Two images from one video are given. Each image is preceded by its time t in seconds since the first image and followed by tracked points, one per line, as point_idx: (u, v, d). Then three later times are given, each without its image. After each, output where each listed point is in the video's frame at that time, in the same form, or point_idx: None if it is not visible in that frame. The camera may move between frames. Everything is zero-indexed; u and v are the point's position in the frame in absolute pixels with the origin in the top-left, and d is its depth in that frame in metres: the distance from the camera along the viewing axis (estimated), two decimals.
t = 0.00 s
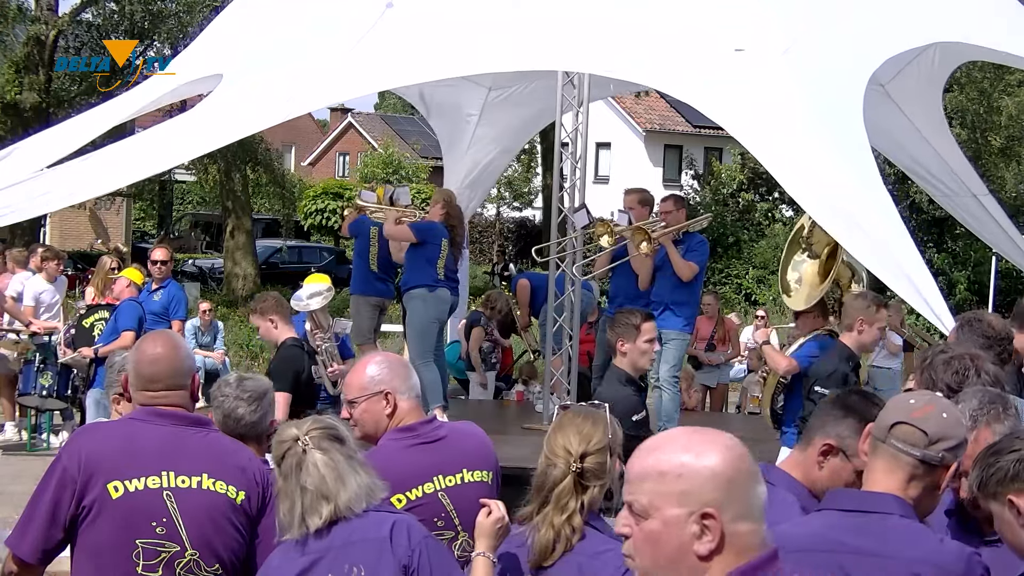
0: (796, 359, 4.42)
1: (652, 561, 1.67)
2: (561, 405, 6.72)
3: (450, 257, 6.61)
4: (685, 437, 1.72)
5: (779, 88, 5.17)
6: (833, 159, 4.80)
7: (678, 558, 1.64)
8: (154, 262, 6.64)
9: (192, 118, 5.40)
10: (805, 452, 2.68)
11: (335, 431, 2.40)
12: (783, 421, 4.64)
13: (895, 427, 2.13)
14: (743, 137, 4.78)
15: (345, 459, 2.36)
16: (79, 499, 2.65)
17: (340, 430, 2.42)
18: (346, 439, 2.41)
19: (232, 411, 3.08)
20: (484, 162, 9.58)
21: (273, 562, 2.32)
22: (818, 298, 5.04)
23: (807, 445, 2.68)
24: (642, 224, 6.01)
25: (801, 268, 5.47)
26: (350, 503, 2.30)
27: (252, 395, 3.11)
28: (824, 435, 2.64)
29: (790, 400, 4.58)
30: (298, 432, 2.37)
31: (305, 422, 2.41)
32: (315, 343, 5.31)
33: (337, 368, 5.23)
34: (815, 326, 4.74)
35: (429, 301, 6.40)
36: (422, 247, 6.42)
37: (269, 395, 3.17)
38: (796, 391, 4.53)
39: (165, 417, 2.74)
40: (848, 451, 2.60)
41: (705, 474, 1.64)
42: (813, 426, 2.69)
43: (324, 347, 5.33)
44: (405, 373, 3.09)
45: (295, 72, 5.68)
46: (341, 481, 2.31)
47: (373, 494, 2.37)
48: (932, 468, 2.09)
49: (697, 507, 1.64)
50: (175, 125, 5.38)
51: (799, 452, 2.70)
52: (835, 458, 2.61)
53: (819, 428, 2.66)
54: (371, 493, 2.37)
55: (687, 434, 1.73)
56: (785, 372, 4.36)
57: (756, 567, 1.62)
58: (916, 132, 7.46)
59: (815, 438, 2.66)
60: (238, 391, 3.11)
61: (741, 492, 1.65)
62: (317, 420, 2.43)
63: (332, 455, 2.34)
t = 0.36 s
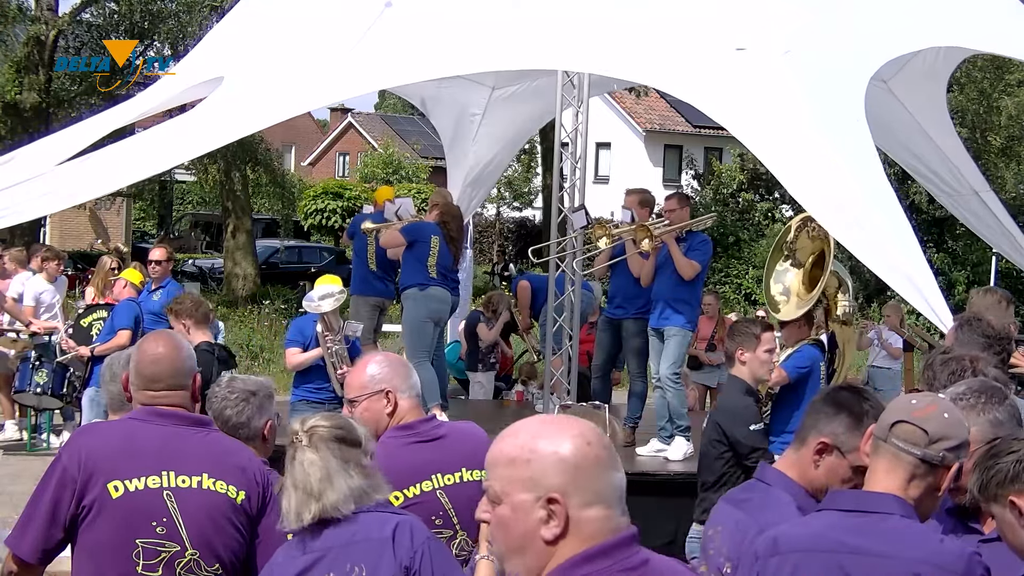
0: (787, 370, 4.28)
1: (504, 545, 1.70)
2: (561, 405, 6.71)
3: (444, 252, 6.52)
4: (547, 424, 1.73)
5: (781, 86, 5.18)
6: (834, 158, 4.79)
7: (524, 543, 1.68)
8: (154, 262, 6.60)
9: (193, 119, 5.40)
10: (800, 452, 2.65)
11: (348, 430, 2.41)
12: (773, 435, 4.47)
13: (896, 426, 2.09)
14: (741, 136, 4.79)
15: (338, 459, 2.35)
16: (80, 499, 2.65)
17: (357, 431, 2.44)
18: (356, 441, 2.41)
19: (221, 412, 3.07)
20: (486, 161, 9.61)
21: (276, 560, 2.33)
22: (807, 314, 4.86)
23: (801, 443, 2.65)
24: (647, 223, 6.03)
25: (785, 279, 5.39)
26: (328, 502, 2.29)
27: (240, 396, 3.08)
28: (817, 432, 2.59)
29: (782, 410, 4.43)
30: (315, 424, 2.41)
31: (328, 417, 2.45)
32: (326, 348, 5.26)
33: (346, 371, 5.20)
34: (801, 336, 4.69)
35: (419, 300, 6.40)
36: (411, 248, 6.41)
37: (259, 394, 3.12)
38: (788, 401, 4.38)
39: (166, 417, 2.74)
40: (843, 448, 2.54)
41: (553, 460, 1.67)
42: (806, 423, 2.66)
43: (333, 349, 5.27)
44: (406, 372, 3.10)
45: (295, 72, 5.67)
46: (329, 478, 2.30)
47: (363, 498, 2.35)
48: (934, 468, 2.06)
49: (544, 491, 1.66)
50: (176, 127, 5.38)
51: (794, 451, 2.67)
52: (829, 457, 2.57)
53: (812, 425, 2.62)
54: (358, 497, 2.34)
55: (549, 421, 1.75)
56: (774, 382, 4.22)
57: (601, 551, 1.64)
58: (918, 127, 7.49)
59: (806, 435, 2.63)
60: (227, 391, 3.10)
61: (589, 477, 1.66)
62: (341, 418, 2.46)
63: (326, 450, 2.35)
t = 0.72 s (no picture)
0: (778, 360, 4.41)
1: (396, 534, 1.66)
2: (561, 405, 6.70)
3: (443, 251, 6.52)
4: (452, 421, 1.72)
5: (788, 86, 5.19)
6: (838, 158, 4.79)
7: (418, 532, 1.63)
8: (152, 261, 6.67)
9: (193, 119, 5.40)
10: (799, 451, 2.64)
11: (366, 427, 2.44)
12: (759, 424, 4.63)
13: (898, 427, 2.07)
14: (744, 137, 4.80)
15: (340, 456, 2.38)
16: (80, 500, 2.65)
17: (378, 430, 2.46)
18: (370, 440, 2.42)
19: (224, 411, 3.06)
20: (487, 162, 9.61)
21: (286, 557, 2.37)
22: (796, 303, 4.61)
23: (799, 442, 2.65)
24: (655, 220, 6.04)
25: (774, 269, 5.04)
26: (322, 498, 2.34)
27: (244, 395, 3.08)
28: (816, 431, 2.59)
29: (768, 404, 4.59)
30: (340, 413, 2.47)
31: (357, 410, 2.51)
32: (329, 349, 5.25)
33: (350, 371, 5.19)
34: (789, 326, 4.59)
35: (417, 300, 6.40)
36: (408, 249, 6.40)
37: (262, 394, 3.11)
38: (775, 395, 4.53)
39: (167, 417, 2.73)
40: (843, 445, 2.56)
41: (450, 454, 1.64)
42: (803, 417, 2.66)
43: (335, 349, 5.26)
44: (405, 372, 3.11)
45: (294, 72, 5.67)
46: (327, 474, 2.37)
47: (360, 502, 2.35)
48: (935, 470, 2.05)
49: (440, 481, 1.63)
50: (176, 127, 5.38)
51: (792, 451, 2.67)
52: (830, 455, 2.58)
53: (809, 425, 2.62)
54: (352, 502, 2.35)
55: (454, 419, 1.73)
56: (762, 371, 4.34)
57: (490, 542, 1.60)
58: (919, 125, 7.50)
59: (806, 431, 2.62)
60: (230, 391, 3.10)
61: (486, 471, 1.64)
62: (371, 415, 2.50)
63: (332, 445, 2.40)
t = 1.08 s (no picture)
0: (775, 363, 4.36)
1: (295, 516, 1.74)
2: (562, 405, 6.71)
3: (443, 250, 6.52)
4: (354, 404, 1.79)
5: (786, 87, 5.19)
6: (836, 160, 4.79)
7: (316, 514, 1.72)
8: (152, 261, 6.65)
9: (193, 120, 5.39)
10: (799, 451, 2.64)
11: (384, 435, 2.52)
12: (756, 423, 4.60)
13: (900, 428, 2.07)
14: (742, 136, 4.81)
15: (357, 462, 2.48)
16: (80, 500, 2.65)
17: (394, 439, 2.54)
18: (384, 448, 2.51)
19: (241, 410, 3.08)
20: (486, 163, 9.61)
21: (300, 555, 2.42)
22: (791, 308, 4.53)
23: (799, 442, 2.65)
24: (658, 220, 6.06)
25: (764, 272, 4.82)
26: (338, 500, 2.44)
27: (262, 395, 3.10)
28: (816, 430, 2.60)
29: (764, 404, 4.57)
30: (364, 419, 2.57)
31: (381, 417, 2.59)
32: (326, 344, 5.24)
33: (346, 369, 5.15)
34: (782, 329, 4.53)
35: (417, 301, 6.40)
36: (409, 249, 6.40)
37: (280, 395, 3.14)
38: (771, 399, 4.52)
39: (167, 417, 2.72)
40: (844, 443, 2.56)
41: (346, 437, 1.72)
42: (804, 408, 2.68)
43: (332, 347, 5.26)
44: (405, 373, 3.11)
45: (295, 73, 5.67)
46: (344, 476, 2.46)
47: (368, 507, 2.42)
48: (937, 472, 2.04)
49: (336, 464, 1.71)
50: (177, 127, 5.37)
51: (792, 451, 2.66)
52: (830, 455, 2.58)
53: (809, 424, 2.62)
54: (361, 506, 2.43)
55: (355, 402, 1.80)
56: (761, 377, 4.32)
57: (392, 523, 1.72)
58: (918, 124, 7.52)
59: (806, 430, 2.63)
60: (248, 391, 3.12)
61: (381, 455, 1.72)
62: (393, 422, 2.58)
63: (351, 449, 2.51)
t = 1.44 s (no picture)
0: (767, 356, 4.35)
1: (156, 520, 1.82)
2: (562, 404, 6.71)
3: (442, 250, 6.52)
4: (213, 408, 1.84)
5: (786, 86, 5.19)
6: (837, 160, 4.79)
7: (165, 518, 1.79)
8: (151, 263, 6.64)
9: (193, 120, 5.39)
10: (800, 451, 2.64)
11: (426, 444, 2.29)
12: (748, 419, 4.53)
13: (901, 428, 2.07)
14: (744, 138, 4.80)
15: (393, 470, 2.26)
16: (80, 500, 2.65)
17: (436, 449, 2.30)
18: (426, 459, 2.27)
19: (272, 409, 2.91)
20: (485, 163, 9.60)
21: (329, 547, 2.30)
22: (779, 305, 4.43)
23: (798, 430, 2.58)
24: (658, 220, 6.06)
25: (750, 267, 4.75)
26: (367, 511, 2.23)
27: (292, 397, 2.95)
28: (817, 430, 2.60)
29: (756, 401, 4.51)
30: (405, 424, 2.35)
31: (426, 422, 2.37)
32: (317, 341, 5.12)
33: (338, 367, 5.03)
34: (770, 324, 4.46)
35: (417, 300, 6.40)
36: (408, 249, 6.40)
37: (311, 397, 3.01)
38: (764, 397, 4.47)
39: (166, 417, 2.73)
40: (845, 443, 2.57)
41: (186, 440, 1.77)
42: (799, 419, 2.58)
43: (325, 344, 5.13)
44: (406, 374, 3.11)
45: (294, 73, 5.67)
46: (378, 483, 2.25)
47: (397, 520, 2.22)
48: (938, 472, 2.04)
49: (174, 470, 1.78)
50: (176, 127, 5.37)
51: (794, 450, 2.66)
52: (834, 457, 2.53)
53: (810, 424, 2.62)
54: (390, 518, 2.22)
55: (214, 407, 1.86)
56: (755, 371, 4.30)
57: (239, 527, 1.73)
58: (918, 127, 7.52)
59: (805, 426, 2.55)
60: (280, 391, 2.98)
61: (220, 460, 1.76)
62: (436, 429, 2.35)
63: (388, 456, 2.28)
